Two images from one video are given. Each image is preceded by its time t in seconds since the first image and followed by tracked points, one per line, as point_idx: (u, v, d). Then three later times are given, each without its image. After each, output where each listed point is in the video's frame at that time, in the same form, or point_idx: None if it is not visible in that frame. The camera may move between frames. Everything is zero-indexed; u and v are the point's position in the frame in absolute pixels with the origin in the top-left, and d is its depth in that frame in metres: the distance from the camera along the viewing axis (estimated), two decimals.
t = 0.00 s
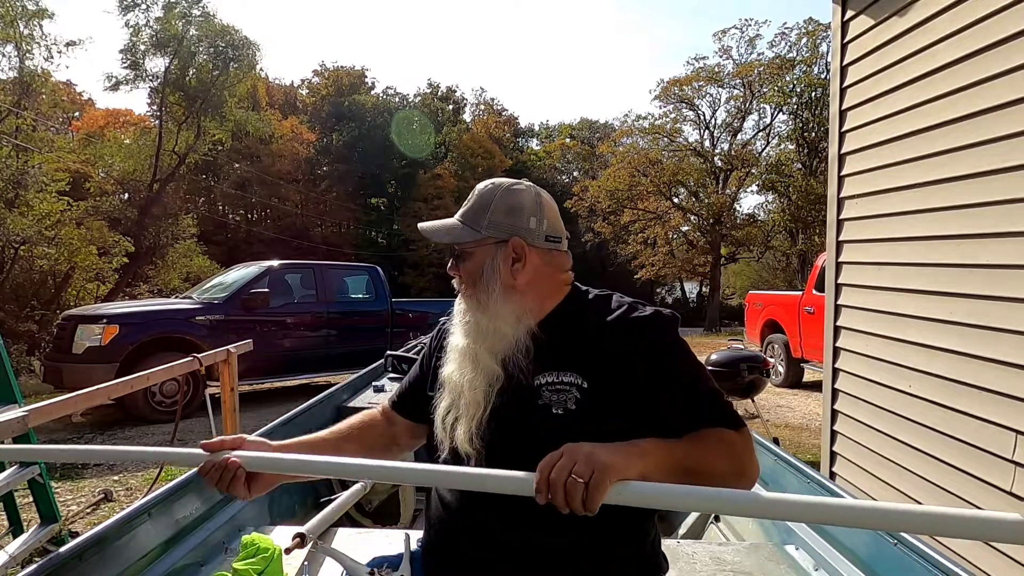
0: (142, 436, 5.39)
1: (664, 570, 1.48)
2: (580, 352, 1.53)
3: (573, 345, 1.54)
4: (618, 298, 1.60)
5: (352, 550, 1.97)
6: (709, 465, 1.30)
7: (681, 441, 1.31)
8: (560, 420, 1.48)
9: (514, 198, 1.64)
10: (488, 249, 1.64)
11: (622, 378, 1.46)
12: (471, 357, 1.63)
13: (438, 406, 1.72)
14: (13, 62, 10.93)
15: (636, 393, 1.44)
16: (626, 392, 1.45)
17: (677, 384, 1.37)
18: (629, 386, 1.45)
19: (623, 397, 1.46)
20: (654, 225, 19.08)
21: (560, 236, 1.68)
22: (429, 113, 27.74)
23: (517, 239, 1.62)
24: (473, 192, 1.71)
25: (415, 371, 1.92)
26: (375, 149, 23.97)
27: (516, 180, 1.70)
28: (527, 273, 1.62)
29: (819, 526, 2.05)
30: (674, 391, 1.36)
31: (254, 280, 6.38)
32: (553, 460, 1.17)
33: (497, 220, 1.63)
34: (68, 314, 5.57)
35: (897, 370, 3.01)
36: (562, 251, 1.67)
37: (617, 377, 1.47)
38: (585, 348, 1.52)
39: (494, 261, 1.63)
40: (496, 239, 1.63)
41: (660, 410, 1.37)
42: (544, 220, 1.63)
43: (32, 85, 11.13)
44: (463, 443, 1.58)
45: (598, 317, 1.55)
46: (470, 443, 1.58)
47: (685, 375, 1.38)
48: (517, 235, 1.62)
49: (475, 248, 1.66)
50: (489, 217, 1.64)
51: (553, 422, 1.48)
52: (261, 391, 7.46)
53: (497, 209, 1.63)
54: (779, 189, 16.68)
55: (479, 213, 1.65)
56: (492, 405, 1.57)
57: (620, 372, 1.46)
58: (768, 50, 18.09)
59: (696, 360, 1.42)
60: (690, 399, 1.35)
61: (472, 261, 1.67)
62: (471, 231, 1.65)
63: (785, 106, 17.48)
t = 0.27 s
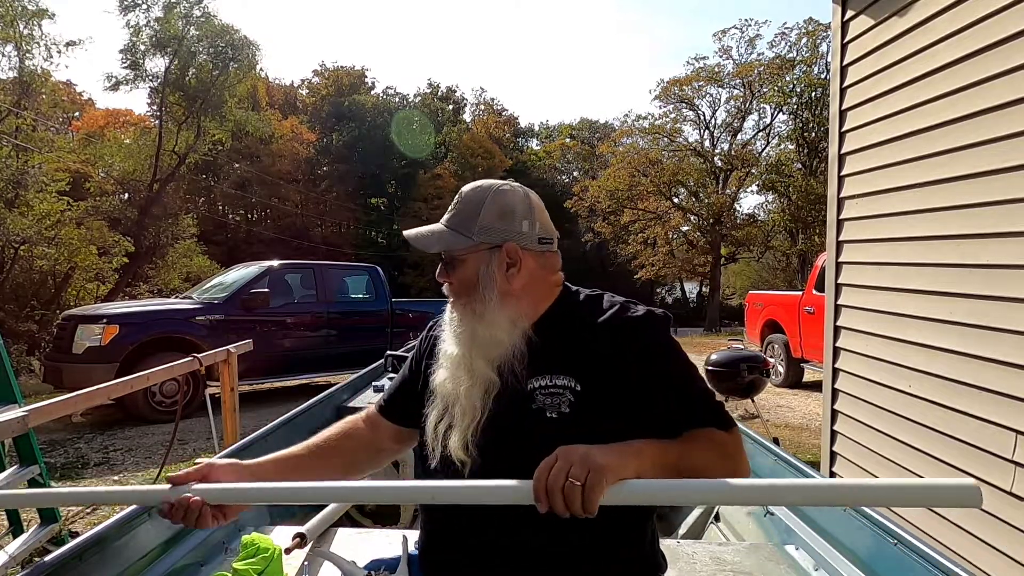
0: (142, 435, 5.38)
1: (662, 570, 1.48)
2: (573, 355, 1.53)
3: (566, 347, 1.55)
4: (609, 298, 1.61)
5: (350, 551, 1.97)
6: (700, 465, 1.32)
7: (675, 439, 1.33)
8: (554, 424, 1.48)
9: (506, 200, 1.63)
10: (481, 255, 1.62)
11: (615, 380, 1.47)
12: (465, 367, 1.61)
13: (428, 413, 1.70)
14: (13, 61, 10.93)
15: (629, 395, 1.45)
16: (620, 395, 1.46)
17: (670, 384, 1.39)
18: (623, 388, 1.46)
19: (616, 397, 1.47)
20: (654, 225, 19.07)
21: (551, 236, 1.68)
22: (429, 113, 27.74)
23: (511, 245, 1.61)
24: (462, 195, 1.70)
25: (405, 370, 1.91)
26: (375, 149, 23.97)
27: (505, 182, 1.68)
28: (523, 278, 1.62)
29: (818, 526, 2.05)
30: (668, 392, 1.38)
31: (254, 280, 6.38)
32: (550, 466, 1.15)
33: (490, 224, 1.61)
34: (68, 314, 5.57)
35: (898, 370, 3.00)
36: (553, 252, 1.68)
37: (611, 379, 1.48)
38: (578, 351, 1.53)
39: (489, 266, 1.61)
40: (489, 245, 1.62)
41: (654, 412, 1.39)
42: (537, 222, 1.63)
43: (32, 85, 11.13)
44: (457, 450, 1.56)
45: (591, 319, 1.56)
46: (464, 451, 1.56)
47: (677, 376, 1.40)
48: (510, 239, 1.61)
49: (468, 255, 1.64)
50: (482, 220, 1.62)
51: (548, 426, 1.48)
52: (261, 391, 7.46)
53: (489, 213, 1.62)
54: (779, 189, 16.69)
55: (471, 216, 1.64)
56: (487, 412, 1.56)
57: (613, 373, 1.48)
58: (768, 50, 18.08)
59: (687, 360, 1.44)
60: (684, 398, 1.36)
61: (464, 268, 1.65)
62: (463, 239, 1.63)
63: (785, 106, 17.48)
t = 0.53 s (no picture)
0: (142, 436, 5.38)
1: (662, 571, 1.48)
2: (577, 360, 1.55)
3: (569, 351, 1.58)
4: (611, 300, 1.66)
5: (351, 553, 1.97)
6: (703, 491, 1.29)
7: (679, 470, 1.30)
8: (553, 428, 1.48)
9: (522, 205, 1.68)
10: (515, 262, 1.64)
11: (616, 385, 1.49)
12: (495, 387, 1.57)
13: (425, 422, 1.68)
14: (13, 62, 10.94)
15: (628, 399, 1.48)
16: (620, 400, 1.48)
17: (671, 389, 1.42)
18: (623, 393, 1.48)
19: (614, 400, 1.49)
20: (654, 225, 19.07)
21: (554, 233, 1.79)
22: (429, 113, 27.74)
23: (539, 245, 1.67)
24: (474, 206, 1.67)
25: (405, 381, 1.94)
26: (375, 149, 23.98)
27: (510, 185, 1.71)
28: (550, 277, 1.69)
29: (818, 526, 2.05)
30: (668, 394, 1.42)
31: (254, 280, 6.38)
32: (561, 534, 1.09)
33: (520, 231, 1.65)
34: (68, 314, 5.57)
35: (898, 370, 3.00)
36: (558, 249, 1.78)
37: (612, 382, 1.50)
38: (581, 356, 1.56)
39: (525, 271, 1.64)
40: (520, 251, 1.64)
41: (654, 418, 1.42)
42: (550, 221, 1.72)
43: (32, 85, 11.14)
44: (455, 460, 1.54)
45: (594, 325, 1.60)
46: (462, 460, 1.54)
47: (677, 380, 1.43)
48: (536, 242, 1.67)
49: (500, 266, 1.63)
50: (509, 229, 1.64)
51: (547, 430, 1.49)
52: (262, 391, 7.47)
53: (513, 218, 1.65)
54: (779, 189, 16.70)
55: (496, 226, 1.64)
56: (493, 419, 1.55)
57: (613, 374, 1.51)
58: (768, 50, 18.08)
59: (688, 366, 1.47)
60: (684, 399, 1.40)
61: (497, 280, 1.63)
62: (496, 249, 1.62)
63: (785, 106, 17.49)
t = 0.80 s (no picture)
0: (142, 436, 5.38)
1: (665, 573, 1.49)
2: (590, 361, 1.59)
3: (583, 353, 1.62)
4: (619, 306, 1.72)
5: (350, 552, 1.94)
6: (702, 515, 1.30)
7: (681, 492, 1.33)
8: (559, 428, 1.50)
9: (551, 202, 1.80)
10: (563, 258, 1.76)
11: (623, 386, 1.52)
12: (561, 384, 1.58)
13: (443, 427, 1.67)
14: (13, 62, 10.94)
15: (632, 399, 1.50)
16: (625, 401, 1.50)
17: (674, 387, 1.46)
18: (628, 395, 1.50)
19: (618, 399, 1.51)
20: (654, 225, 19.07)
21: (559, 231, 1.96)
22: (429, 113, 27.75)
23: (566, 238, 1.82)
24: (524, 204, 1.75)
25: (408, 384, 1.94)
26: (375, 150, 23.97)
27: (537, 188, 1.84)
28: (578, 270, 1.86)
29: (818, 526, 2.05)
30: (669, 392, 1.45)
31: (254, 280, 6.38)
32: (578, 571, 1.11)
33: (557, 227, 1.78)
34: (68, 314, 5.57)
35: (898, 369, 3.00)
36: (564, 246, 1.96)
37: (617, 383, 1.53)
38: (593, 359, 1.60)
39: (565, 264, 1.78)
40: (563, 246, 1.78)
41: (658, 419, 1.44)
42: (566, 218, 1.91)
43: (32, 85, 11.14)
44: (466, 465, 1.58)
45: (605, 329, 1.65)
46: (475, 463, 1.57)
47: (678, 379, 1.47)
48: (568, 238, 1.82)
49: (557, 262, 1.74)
50: (553, 224, 1.76)
51: (552, 429, 1.50)
52: (262, 391, 7.47)
53: (556, 216, 1.78)
54: (779, 189, 16.71)
55: (546, 221, 1.74)
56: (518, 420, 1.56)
57: (617, 373, 1.54)
58: (768, 50, 18.08)
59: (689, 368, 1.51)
60: (684, 399, 1.44)
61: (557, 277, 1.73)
62: (552, 245, 1.73)
63: (785, 106, 17.49)
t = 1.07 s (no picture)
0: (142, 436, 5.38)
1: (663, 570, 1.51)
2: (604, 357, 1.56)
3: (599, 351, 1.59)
4: (624, 303, 1.73)
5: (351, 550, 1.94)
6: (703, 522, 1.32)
7: (688, 497, 1.34)
8: (572, 425, 1.48)
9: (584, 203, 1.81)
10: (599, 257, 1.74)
11: (631, 384, 1.51)
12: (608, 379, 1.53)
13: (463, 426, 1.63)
14: (13, 62, 10.93)
15: (638, 396, 1.50)
16: (635, 398, 1.50)
17: (678, 387, 1.46)
18: (635, 393, 1.50)
19: (627, 396, 1.50)
20: (654, 225, 19.07)
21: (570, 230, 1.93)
22: (429, 113, 27.75)
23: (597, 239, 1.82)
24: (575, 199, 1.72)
25: (404, 368, 1.90)
26: (375, 150, 23.95)
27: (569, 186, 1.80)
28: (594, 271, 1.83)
29: (818, 526, 2.05)
30: (672, 391, 1.46)
31: (254, 280, 6.38)
32: None
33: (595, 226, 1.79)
34: (68, 314, 5.57)
35: (898, 368, 3.00)
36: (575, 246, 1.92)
37: (626, 379, 1.52)
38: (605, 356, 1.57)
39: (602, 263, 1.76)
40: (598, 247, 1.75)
41: (666, 419, 1.44)
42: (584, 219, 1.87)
43: (32, 85, 11.14)
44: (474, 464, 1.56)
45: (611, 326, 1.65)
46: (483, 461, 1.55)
47: (681, 378, 1.48)
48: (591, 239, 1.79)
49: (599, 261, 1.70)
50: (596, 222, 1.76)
51: (566, 427, 1.48)
52: (262, 391, 7.47)
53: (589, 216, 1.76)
54: (779, 189, 16.72)
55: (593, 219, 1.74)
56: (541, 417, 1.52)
57: (625, 370, 1.54)
58: (768, 50, 18.09)
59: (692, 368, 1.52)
60: (686, 398, 1.45)
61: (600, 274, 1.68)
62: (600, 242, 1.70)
63: (785, 106, 17.50)
